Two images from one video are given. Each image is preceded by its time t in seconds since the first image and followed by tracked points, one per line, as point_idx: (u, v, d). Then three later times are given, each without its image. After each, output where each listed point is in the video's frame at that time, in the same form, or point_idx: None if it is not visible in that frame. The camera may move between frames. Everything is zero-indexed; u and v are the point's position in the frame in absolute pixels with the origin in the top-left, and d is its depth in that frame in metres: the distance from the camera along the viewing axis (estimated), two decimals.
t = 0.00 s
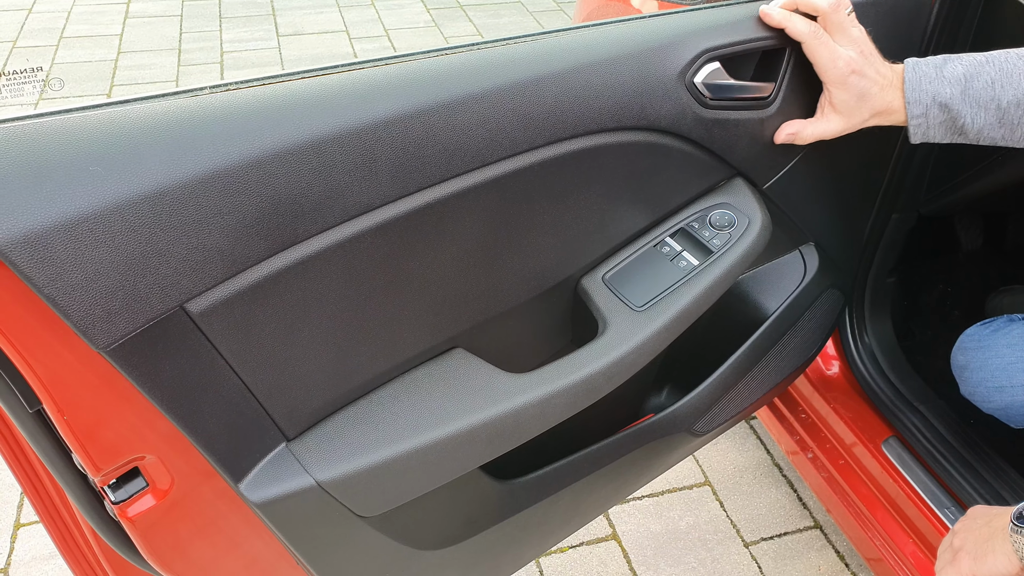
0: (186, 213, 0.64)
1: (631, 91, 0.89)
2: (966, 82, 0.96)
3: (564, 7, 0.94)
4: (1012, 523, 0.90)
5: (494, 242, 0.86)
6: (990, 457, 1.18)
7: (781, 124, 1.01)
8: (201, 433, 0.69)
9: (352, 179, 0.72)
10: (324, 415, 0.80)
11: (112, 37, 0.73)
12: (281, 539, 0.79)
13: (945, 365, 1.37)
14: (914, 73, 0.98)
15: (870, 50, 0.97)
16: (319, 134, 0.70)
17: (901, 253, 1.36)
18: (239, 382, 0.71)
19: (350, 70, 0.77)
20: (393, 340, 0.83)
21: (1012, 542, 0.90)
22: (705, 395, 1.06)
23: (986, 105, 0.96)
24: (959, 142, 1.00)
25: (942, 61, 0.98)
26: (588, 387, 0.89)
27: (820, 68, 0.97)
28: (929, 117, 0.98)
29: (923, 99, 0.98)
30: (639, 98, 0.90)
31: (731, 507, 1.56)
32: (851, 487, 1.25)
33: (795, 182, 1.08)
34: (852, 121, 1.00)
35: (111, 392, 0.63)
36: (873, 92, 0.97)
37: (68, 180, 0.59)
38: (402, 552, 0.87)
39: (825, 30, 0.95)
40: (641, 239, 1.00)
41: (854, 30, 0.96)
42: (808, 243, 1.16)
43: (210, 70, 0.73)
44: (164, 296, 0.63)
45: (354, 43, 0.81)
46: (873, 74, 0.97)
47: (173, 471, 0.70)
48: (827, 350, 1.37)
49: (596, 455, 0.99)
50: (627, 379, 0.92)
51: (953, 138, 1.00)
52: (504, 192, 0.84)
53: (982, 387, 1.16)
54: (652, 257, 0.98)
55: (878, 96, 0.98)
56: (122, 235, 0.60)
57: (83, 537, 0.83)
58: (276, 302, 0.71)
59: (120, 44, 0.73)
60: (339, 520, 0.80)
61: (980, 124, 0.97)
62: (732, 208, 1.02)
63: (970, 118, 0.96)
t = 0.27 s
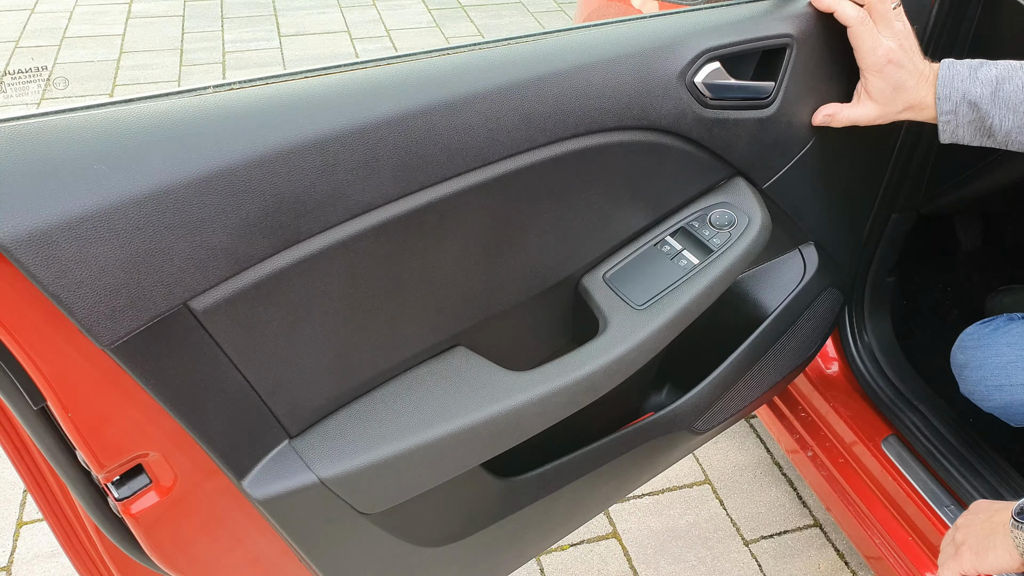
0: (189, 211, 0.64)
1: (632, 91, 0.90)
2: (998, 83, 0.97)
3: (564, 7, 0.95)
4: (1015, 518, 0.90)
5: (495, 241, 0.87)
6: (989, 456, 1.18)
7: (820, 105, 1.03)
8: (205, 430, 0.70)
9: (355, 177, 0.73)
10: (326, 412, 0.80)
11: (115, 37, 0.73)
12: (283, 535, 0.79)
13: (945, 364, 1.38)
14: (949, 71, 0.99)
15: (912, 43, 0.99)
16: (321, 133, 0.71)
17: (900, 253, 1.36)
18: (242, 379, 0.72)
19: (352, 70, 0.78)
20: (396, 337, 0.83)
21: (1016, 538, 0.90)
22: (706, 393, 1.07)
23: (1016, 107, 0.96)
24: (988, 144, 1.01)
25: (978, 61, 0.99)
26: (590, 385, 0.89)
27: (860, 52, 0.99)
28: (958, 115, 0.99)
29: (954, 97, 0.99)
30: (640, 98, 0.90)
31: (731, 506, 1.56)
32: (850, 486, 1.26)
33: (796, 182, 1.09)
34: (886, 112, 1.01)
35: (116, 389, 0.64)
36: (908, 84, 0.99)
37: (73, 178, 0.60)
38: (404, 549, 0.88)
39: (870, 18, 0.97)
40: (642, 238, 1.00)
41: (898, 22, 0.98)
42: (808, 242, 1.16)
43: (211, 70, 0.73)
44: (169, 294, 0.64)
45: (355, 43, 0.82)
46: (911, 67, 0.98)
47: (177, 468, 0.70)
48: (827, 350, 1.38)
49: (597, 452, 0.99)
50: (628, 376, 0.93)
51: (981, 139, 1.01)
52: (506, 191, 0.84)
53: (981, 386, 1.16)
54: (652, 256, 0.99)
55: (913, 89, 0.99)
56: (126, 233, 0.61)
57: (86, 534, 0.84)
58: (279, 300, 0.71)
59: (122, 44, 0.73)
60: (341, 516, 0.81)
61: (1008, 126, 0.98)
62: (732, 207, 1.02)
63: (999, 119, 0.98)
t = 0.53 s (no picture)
0: (190, 210, 0.64)
1: (632, 90, 0.90)
2: (1002, 85, 0.97)
3: (564, 7, 0.95)
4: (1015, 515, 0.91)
5: (495, 240, 0.87)
6: (989, 456, 1.19)
7: (830, 86, 1.02)
8: (205, 429, 0.70)
9: (355, 176, 0.73)
10: (326, 411, 0.81)
11: (115, 37, 0.73)
12: (283, 534, 0.80)
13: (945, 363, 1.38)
14: (955, 71, 1.00)
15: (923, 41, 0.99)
16: (321, 133, 0.71)
17: (900, 252, 1.37)
18: (243, 378, 0.72)
19: (353, 69, 0.78)
20: (396, 336, 0.83)
21: (1016, 536, 0.90)
22: (706, 392, 1.07)
23: (1020, 109, 0.96)
24: (993, 147, 1.01)
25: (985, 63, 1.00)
26: (590, 384, 0.90)
27: (871, 43, 0.99)
28: (963, 115, 1.00)
29: (958, 96, 1.00)
30: (639, 98, 0.90)
31: (731, 505, 1.56)
32: (850, 485, 1.26)
33: (796, 181, 1.09)
34: (891, 106, 1.02)
35: (116, 387, 0.64)
36: (914, 81, 1.00)
37: (73, 178, 0.60)
38: (404, 547, 0.88)
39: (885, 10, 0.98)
40: (642, 237, 1.01)
41: (913, 18, 0.98)
42: (808, 241, 1.16)
43: (212, 69, 0.73)
44: (170, 292, 0.64)
45: (356, 42, 0.82)
46: (919, 64, 0.99)
47: (177, 466, 0.71)
48: (828, 350, 1.38)
49: (597, 451, 0.99)
50: (628, 375, 0.93)
51: (986, 142, 1.01)
52: (506, 190, 0.85)
53: (980, 387, 1.16)
54: (652, 255, 0.99)
55: (919, 85, 1.00)
56: (127, 232, 0.61)
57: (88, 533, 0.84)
58: (280, 299, 0.71)
59: (123, 43, 0.73)
60: (342, 515, 0.81)
61: (1012, 129, 0.97)
62: (731, 206, 1.02)
63: (1002, 120, 0.98)
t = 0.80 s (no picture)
0: (191, 210, 0.64)
1: (632, 90, 0.90)
2: (1010, 87, 0.97)
3: (565, 6, 0.95)
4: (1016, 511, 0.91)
5: (496, 240, 0.87)
6: (989, 455, 1.19)
7: (850, 58, 1.03)
8: (207, 428, 0.70)
9: (356, 176, 0.73)
10: (327, 411, 0.81)
11: (116, 37, 0.74)
12: (284, 533, 0.80)
13: (945, 363, 1.38)
14: (964, 72, 1.00)
15: (936, 36, 1.00)
16: (322, 132, 0.71)
17: (900, 252, 1.37)
18: (244, 377, 0.72)
19: (355, 69, 0.78)
20: (397, 336, 0.83)
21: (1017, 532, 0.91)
22: (706, 391, 1.07)
23: None
24: (998, 150, 1.01)
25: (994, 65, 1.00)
26: (591, 383, 0.90)
27: (886, 31, 1.01)
28: (969, 115, 1.00)
29: (964, 96, 0.99)
30: (640, 97, 0.90)
31: (732, 504, 1.56)
32: (850, 484, 1.26)
33: (797, 181, 1.09)
34: (901, 97, 1.03)
35: (118, 386, 0.64)
36: (923, 75, 1.01)
37: (76, 177, 0.60)
38: (405, 546, 0.88)
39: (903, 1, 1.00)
40: (642, 237, 1.01)
41: (929, 11, 1.00)
42: (808, 241, 1.16)
43: (213, 69, 0.73)
44: (172, 292, 0.64)
45: (357, 42, 0.82)
46: (930, 58, 1.00)
47: (179, 465, 0.71)
48: (828, 349, 1.38)
49: (597, 450, 1.00)
50: (629, 375, 0.93)
51: (992, 144, 1.01)
52: (507, 190, 0.85)
53: (979, 387, 1.17)
54: (653, 255, 0.99)
55: (927, 80, 1.01)
56: (129, 231, 0.61)
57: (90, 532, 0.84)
58: (282, 298, 0.72)
59: (123, 43, 0.73)
60: (343, 514, 0.81)
61: (1016, 131, 0.97)
62: (732, 206, 1.02)
63: (1007, 122, 0.97)
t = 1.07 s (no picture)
0: (193, 209, 0.65)
1: (633, 89, 0.90)
2: (1009, 86, 0.97)
3: (566, 6, 0.95)
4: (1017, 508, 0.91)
5: (497, 239, 0.87)
6: (989, 454, 1.19)
7: (851, 58, 1.03)
8: (209, 427, 0.70)
9: (357, 175, 0.73)
10: (329, 409, 0.81)
11: (117, 36, 0.73)
12: (286, 531, 0.80)
13: (945, 362, 1.38)
14: (963, 71, 1.00)
15: (937, 36, 1.00)
16: (323, 132, 0.72)
17: (901, 252, 1.37)
18: (246, 376, 0.72)
19: (357, 68, 0.79)
20: (398, 334, 0.84)
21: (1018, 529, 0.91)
22: (707, 390, 1.07)
23: None
24: (998, 150, 1.01)
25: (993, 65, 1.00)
26: (591, 382, 0.90)
27: (886, 31, 1.02)
28: (968, 114, 1.00)
29: (964, 96, 0.99)
30: (640, 97, 0.91)
31: (733, 503, 1.57)
32: (851, 484, 1.26)
33: (797, 180, 1.09)
34: (901, 97, 1.03)
35: (120, 384, 0.64)
36: (923, 75, 1.01)
37: (78, 176, 0.60)
38: (407, 545, 0.88)
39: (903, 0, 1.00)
40: (643, 236, 1.01)
41: (929, 11, 1.00)
42: (809, 240, 1.16)
43: (214, 69, 0.73)
44: (173, 290, 0.64)
45: (358, 41, 0.82)
46: (930, 58, 1.00)
47: (180, 464, 0.71)
48: (829, 349, 1.38)
49: (598, 449, 1.00)
50: (630, 374, 0.93)
51: (992, 144, 1.01)
52: (508, 189, 0.85)
53: (980, 386, 1.17)
54: (653, 254, 0.99)
55: (927, 81, 1.01)
56: (132, 230, 0.62)
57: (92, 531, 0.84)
58: (283, 297, 0.72)
59: (124, 43, 0.73)
60: (344, 513, 0.81)
61: (1017, 130, 0.97)
62: (733, 205, 1.02)
63: (1007, 121, 0.97)
